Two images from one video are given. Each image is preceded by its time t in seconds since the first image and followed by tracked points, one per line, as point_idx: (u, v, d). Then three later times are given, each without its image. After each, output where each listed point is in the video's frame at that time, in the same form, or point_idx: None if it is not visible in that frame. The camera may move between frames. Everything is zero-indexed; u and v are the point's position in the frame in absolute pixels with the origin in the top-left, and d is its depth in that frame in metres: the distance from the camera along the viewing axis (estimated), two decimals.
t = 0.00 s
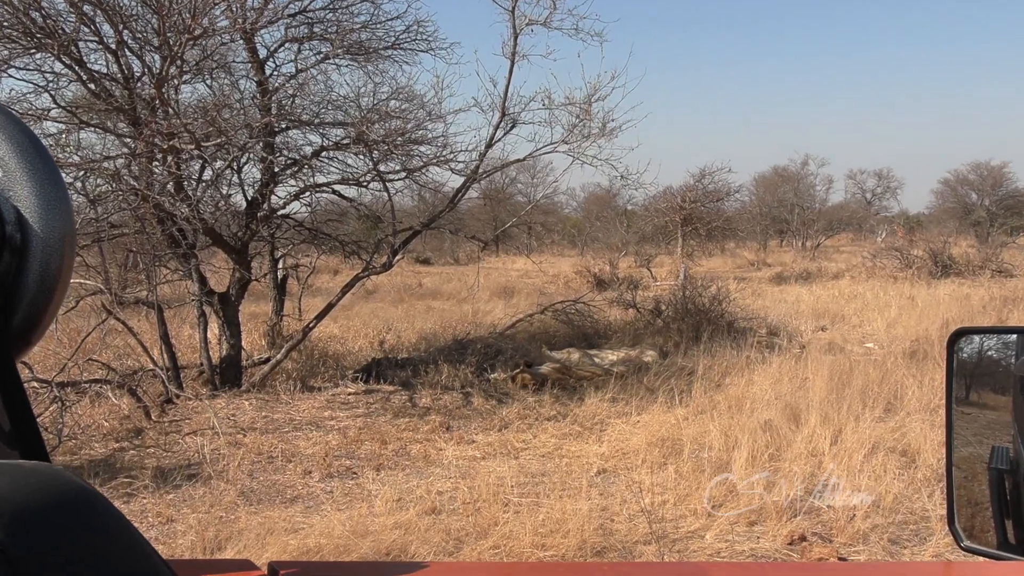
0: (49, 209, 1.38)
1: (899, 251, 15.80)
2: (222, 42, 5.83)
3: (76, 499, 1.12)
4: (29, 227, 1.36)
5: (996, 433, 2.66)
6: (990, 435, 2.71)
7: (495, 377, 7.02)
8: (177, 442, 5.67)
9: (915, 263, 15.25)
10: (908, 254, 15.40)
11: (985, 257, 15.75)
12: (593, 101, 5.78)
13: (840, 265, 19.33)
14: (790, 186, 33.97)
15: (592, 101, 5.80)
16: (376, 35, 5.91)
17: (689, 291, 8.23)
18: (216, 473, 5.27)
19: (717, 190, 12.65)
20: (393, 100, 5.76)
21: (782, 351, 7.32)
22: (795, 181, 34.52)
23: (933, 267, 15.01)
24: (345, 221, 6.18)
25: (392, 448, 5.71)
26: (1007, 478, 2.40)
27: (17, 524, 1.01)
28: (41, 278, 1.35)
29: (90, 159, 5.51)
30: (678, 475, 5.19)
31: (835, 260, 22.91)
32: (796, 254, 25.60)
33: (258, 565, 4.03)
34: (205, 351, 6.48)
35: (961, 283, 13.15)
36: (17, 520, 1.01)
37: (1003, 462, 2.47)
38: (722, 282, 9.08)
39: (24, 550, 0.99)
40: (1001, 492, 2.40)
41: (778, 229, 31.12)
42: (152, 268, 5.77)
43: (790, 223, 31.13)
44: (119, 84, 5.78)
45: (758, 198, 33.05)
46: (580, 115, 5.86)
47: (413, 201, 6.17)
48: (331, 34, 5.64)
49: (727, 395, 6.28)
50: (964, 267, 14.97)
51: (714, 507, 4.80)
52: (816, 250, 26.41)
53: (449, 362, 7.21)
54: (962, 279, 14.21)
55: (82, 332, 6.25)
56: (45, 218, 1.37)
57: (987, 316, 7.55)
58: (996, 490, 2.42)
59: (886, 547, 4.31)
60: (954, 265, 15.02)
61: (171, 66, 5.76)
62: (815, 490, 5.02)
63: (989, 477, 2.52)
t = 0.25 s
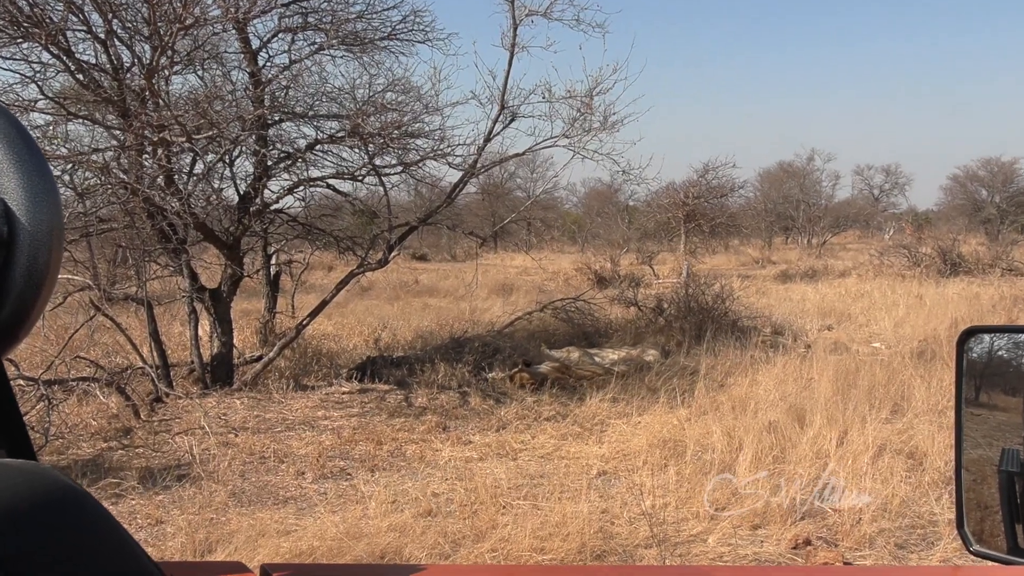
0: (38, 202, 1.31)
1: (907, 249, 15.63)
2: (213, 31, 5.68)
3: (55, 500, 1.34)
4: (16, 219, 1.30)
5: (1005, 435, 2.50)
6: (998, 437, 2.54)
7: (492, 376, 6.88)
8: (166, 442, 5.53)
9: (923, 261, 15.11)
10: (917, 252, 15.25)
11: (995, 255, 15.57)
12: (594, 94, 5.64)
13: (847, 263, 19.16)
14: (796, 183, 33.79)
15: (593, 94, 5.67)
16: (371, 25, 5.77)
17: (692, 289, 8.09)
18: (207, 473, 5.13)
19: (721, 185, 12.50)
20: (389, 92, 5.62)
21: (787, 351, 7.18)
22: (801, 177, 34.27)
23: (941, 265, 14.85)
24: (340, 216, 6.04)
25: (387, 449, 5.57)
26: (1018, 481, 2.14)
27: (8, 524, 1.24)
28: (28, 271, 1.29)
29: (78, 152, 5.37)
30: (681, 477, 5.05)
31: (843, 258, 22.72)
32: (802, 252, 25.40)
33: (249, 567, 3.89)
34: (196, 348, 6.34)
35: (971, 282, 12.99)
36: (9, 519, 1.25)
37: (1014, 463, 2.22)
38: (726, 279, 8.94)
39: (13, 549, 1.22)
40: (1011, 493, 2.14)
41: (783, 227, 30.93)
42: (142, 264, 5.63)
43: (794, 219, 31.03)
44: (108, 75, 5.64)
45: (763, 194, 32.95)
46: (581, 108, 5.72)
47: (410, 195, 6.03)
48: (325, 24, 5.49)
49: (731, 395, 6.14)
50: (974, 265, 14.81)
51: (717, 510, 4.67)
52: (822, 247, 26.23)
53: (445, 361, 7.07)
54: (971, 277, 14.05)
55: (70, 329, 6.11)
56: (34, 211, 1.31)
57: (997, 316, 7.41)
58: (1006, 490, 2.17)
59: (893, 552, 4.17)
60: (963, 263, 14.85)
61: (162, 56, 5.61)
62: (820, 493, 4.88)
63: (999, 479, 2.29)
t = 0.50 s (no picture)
0: (31, 197, 1.20)
1: (918, 245, 15.40)
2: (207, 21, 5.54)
3: (50, 500, 1.31)
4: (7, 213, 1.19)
5: None
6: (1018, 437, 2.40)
7: (493, 375, 6.74)
8: (159, 442, 5.39)
9: (935, 257, 14.91)
10: (931, 248, 14.99)
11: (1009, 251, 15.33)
12: (598, 86, 5.50)
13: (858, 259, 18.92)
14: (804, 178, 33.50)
15: (596, 86, 5.53)
16: (369, 15, 5.62)
17: (697, 286, 7.94)
18: (200, 474, 4.99)
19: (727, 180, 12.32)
20: (387, 83, 5.48)
21: (795, 350, 7.04)
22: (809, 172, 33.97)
23: (954, 262, 14.64)
24: (337, 211, 5.90)
25: (385, 450, 5.43)
26: None
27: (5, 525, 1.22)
28: (19, 265, 1.18)
29: (68, 144, 5.23)
30: (687, 478, 4.91)
31: (854, 254, 22.45)
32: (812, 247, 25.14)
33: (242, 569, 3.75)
34: (189, 346, 6.20)
35: (985, 279, 12.77)
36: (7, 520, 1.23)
37: None
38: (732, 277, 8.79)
39: (12, 550, 1.20)
40: None
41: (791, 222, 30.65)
42: (133, 259, 5.49)
43: (803, 214, 30.78)
44: (99, 65, 5.50)
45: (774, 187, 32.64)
46: (584, 100, 5.58)
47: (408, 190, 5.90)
48: (322, 13, 5.35)
49: (737, 395, 6.00)
50: (987, 261, 14.57)
51: (723, 513, 4.53)
52: (832, 242, 25.96)
53: (445, 359, 6.93)
54: (985, 274, 13.82)
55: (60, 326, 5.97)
56: (25, 205, 1.20)
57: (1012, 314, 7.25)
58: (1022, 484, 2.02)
59: (904, 556, 4.03)
60: (976, 260, 14.62)
61: (154, 46, 5.47)
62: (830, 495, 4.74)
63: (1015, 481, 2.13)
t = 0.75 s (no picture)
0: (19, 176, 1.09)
1: (934, 240, 15.09)
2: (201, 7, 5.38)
3: (42, 496, 1.14)
4: None
5: None
6: None
7: (495, 373, 6.58)
8: (149, 441, 5.22)
9: (951, 253, 14.63)
10: (946, 245, 14.72)
11: None
12: (603, 76, 5.33)
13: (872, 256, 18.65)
14: (818, 169, 33.19)
15: (602, 75, 5.36)
16: (368, 1, 5.45)
17: (706, 282, 7.78)
18: (192, 474, 4.83)
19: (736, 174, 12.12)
20: (387, 72, 5.31)
21: (806, 349, 6.86)
22: (822, 163, 33.50)
23: (971, 258, 14.39)
24: (334, 203, 5.74)
25: (383, 450, 5.26)
26: None
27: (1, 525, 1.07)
28: (8, 252, 1.05)
29: (56, 133, 5.06)
30: (695, 481, 4.74)
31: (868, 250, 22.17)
32: (824, 243, 24.85)
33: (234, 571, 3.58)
34: (181, 342, 6.04)
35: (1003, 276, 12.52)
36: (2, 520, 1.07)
37: None
38: (742, 273, 8.62)
39: (11, 550, 1.05)
40: None
41: (805, 214, 30.40)
42: (124, 252, 5.32)
43: (814, 209, 30.52)
44: (90, 52, 5.34)
45: (785, 180, 32.36)
46: (589, 90, 5.41)
47: (408, 182, 5.73)
48: None
49: (747, 395, 5.83)
50: (1004, 258, 14.31)
51: (732, 516, 4.36)
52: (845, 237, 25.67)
53: (445, 357, 6.76)
54: (1002, 271, 13.56)
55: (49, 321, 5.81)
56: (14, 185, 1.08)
57: None
58: None
59: (918, 561, 3.86)
60: (993, 257, 14.36)
61: (146, 32, 5.31)
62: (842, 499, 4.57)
63: None
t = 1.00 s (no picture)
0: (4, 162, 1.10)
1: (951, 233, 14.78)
2: None
3: (26, 496, 1.18)
4: None
5: None
6: None
7: (497, 371, 6.41)
8: (140, 440, 5.05)
9: (970, 247, 14.34)
10: (964, 238, 14.43)
11: None
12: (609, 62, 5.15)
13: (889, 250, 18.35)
14: (832, 159, 32.81)
15: (608, 62, 5.18)
16: None
17: (716, 277, 7.60)
18: (184, 474, 4.66)
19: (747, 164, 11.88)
20: (385, 59, 5.14)
21: (819, 345, 6.68)
22: (837, 154, 32.99)
23: (990, 251, 14.12)
24: (331, 195, 5.58)
25: (382, 449, 5.09)
26: None
27: None
28: None
29: (44, 122, 4.88)
30: (705, 481, 4.57)
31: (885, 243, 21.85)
32: (839, 235, 24.52)
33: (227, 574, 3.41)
34: (173, 338, 5.88)
35: None
36: None
37: None
38: (753, 267, 8.43)
39: None
40: None
41: (819, 206, 30.03)
42: (114, 246, 5.16)
43: (829, 200, 30.18)
44: (78, 38, 5.16)
45: (799, 170, 31.99)
46: (595, 77, 5.23)
47: (407, 173, 5.56)
48: None
49: (757, 393, 5.65)
50: None
51: (743, 518, 4.18)
52: (862, 230, 25.32)
53: (445, 354, 6.59)
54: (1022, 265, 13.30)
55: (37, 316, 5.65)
56: None
57: None
58: None
59: (936, 565, 3.68)
60: (1013, 250, 14.09)
61: (137, 18, 5.13)
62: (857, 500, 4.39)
63: None
